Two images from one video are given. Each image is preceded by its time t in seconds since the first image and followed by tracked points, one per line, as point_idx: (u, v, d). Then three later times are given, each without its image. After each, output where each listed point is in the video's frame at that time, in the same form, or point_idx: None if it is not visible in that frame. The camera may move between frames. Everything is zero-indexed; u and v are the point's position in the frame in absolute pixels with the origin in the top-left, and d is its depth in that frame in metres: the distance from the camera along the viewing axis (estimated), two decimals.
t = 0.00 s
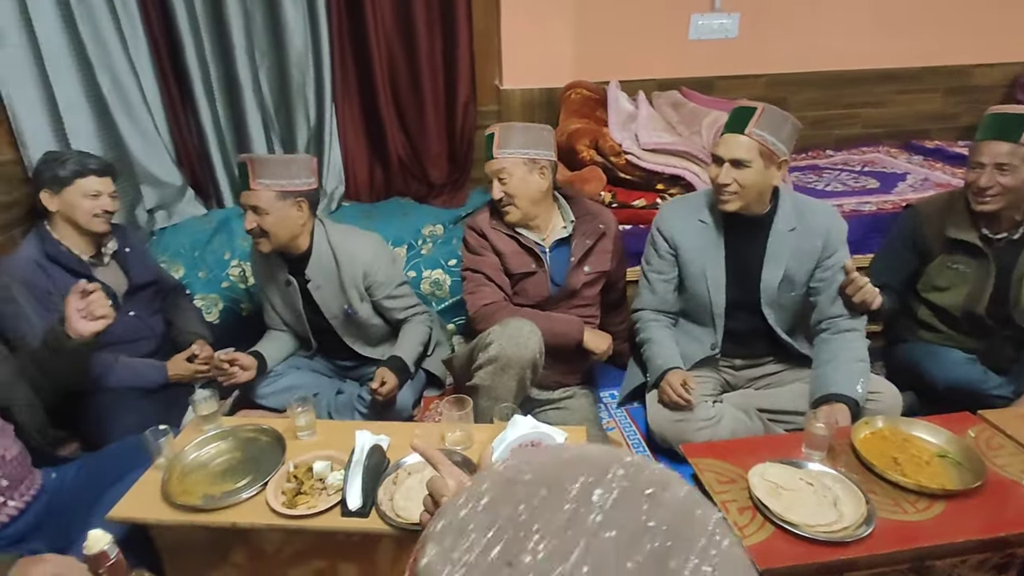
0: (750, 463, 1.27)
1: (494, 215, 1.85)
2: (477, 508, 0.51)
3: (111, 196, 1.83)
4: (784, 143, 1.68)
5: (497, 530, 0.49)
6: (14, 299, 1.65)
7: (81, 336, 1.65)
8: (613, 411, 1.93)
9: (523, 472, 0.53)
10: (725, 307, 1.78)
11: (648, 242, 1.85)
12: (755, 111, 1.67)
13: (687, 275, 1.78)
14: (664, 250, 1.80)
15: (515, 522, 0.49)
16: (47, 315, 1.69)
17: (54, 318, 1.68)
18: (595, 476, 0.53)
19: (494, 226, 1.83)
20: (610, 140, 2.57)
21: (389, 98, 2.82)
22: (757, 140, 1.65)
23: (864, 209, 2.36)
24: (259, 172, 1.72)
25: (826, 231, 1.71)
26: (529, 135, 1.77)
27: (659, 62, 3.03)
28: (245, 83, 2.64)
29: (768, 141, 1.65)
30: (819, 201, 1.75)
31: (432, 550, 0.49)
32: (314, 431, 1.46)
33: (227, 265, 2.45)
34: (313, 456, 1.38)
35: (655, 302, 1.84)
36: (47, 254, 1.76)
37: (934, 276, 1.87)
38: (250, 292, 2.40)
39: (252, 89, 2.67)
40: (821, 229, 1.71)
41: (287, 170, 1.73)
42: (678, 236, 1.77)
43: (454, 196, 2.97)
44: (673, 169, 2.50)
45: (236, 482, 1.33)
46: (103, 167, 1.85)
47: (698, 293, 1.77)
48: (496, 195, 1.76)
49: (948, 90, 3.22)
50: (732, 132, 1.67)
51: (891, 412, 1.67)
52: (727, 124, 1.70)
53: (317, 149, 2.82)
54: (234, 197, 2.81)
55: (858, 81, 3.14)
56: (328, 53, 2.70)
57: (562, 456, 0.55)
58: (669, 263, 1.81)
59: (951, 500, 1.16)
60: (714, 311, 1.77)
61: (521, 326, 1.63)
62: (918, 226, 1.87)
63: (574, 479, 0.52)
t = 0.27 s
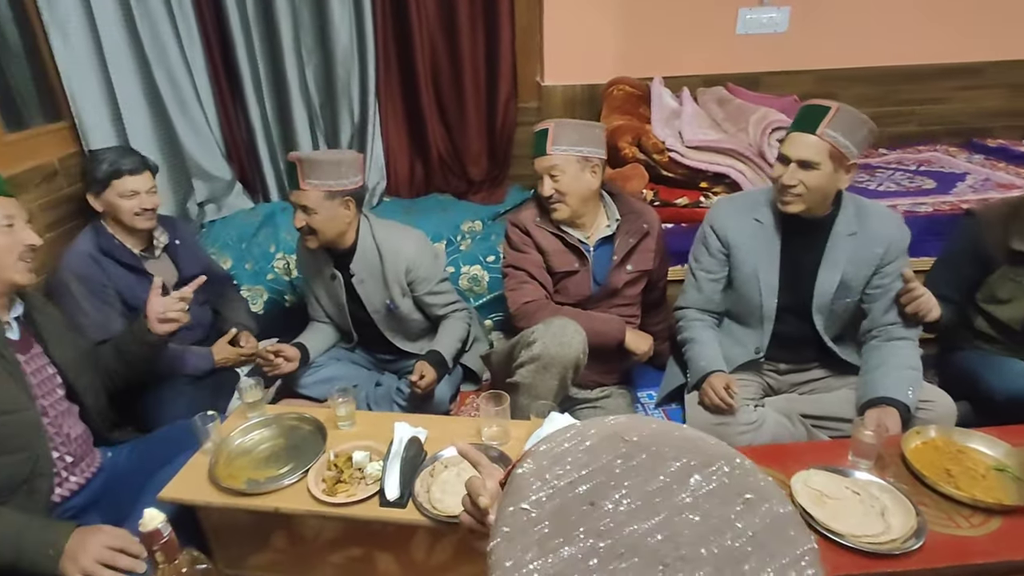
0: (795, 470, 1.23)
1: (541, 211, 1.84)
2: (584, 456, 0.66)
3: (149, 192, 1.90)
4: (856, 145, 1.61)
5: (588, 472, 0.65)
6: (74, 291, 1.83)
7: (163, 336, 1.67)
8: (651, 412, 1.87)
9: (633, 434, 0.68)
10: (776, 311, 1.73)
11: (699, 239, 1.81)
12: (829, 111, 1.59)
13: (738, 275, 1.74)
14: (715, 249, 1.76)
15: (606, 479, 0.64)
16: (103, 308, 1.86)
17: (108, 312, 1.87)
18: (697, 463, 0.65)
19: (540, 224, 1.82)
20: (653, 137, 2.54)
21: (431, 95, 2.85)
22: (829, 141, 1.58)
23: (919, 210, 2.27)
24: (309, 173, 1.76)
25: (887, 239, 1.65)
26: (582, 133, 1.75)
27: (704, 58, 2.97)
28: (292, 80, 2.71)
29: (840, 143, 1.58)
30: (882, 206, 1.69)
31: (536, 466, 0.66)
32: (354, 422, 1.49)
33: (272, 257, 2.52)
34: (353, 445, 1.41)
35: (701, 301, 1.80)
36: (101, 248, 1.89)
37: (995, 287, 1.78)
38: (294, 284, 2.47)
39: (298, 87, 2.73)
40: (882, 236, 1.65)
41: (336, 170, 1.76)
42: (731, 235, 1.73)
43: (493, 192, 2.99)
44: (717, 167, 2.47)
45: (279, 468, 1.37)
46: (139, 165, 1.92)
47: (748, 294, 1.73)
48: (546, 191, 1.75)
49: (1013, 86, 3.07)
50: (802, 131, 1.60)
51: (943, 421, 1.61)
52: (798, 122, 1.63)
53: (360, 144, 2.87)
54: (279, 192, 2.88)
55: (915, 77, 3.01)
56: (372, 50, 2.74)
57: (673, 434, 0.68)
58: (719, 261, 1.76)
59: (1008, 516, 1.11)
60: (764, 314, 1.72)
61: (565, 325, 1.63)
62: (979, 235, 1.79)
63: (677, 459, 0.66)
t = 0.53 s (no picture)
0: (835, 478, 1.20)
1: (580, 208, 1.82)
2: (617, 454, 0.62)
3: (179, 192, 1.95)
4: (926, 145, 1.54)
5: (632, 473, 0.60)
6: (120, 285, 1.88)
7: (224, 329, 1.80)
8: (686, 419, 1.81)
9: (658, 427, 0.65)
10: (825, 314, 1.68)
11: (747, 235, 1.75)
12: (902, 108, 1.52)
13: (787, 274, 1.68)
14: (765, 246, 1.70)
15: (649, 475, 0.60)
16: (148, 302, 1.93)
17: (154, 306, 1.94)
18: (724, 443, 0.63)
19: (581, 222, 1.81)
20: (692, 134, 2.53)
21: (468, 92, 2.86)
22: (899, 140, 1.51)
23: (972, 212, 2.19)
24: (350, 169, 1.78)
25: (947, 243, 1.59)
26: (635, 133, 1.74)
27: (747, 53, 2.90)
28: (332, 78, 2.75)
29: (911, 143, 1.51)
30: (941, 209, 1.63)
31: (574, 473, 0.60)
32: (387, 415, 1.51)
33: (311, 252, 2.57)
34: (387, 438, 1.43)
35: (746, 300, 1.75)
36: (144, 244, 1.95)
37: None
38: (331, 278, 2.52)
39: (338, 84, 2.78)
40: (942, 240, 1.59)
41: (375, 166, 1.79)
42: (783, 232, 1.67)
43: (528, 189, 2.99)
44: (759, 165, 2.43)
45: (314, 458, 1.40)
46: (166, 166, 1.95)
47: (797, 294, 1.68)
48: (591, 189, 1.73)
49: None
50: (871, 127, 1.53)
51: (995, 432, 1.54)
52: (868, 117, 1.56)
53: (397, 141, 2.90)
54: (318, 187, 2.94)
55: (971, 72, 2.89)
56: (411, 47, 2.77)
57: (694, 422, 0.65)
58: (767, 259, 1.71)
59: None
60: (813, 315, 1.67)
61: (605, 327, 1.63)
62: None
63: (706, 444, 0.62)
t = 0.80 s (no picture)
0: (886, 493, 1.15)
1: (624, 208, 1.80)
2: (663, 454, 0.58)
3: (239, 186, 2.03)
4: None
5: (687, 474, 0.57)
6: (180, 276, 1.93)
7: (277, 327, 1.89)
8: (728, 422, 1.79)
9: (700, 428, 0.61)
10: (889, 317, 1.62)
11: (810, 230, 1.68)
12: (1011, 102, 1.43)
13: (852, 273, 1.62)
14: (830, 243, 1.64)
15: (704, 475, 0.57)
16: (205, 294, 2.00)
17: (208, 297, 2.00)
18: (761, 437, 0.59)
19: (624, 221, 1.78)
20: (743, 134, 2.46)
21: (513, 90, 2.87)
22: (1002, 134, 1.42)
23: None
24: (396, 164, 1.81)
25: None
26: (680, 132, 1.72)
27: (802, 50, 2.81)
28: (380, 77, 2.80)
29: (1015, 141, 1.42)
30: None
31: (631, 483, 0.56)
32: (427, 410, 1.53)
33: (355, 247, 2.62)
34: (426, 433, 1.45)
35: (803, 297, 1.68)
36: (202, 237, 2.04)
37: None
38: (374, 274, 2.57)
39: (386, 83, 2.82)
40: None
41: (421, 162, 1.81)
42: (853, 230, 1.61)
43: (570, 188, 2.98)
44: (813, 166, 2.36)
45: (355, 450, 1.43)
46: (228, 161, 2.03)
47: (861, 295, 1.62)
48: (636, 189, 1.70)
49: None
50: (972, 118, 1.45)
51: None
52: (971, 108, 1.47)
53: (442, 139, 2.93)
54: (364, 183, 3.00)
55: None
56: (458, 46, 2.79)
57: (727, 417, 0.62)
58: (831, 256, 1.64)
59: None
60: (877, 317, 1.61)
61: (645, 327, 1.60)
62: None
63: (745, 439, 0.59)
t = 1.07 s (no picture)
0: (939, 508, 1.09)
1: (669, 208, 1.76)
2: (689, 452, 0.57)
3: (301, 177, 2.13)
4: None
5: (716, 473, 0.55)
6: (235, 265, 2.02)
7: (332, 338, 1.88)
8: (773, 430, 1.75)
9: (732, 427, 0.59)
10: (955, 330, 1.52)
11: (877, 230, 1.60)
12: None
13: (919, 279, 1.54)
14: (898, 245, 1.56)
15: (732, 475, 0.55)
16: (254, 282, 2.10)
17: (257, 285, 2.10)
18: (799, 441, 0.57)
19: (668, 222, 1.75)
20: (797, 134, 2.39)
21: (560, 89, 2.86)
22: None
23: None
24: (444, 158, 1.83)
25: None
26: (731, 132, 1.66)
27: (864, 47, 2.69)
28: (428, 76, 2.84)
29: None
30: None
31: (656, 475, 0.55)
32: (466, 405, 1.54)
33: (400, 243, 2.67)
34: (464, 428, 1.46)
35: (862, 299, 1.60)
36: (256, 228, 2.11)
37: None
38: (418, 269, 2.60)
39: (434, 81, 2.86)
40: None
41: (469, 157, 1.82)
42: (924, 234, 1.53)
43: (615, 188, 2.95)
44: (872, 169, 2.28)
45: (394, 442, 1.45)
46: (293, 152, 2.14)
47: (926, 303, 1.53)
48: (682, 189, 1.68)
49: None
50: None
51: None
52: None
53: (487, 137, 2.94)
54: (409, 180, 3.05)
55: None
56: (506, 43, 2.80)
57: (764, 419, 0.60)
58: (897, 260, 1.56)
59: None
60: (941, 327, 1.52)
61: (687, 329, 1.57)
62: None
63: (782, 443, 0.57)
